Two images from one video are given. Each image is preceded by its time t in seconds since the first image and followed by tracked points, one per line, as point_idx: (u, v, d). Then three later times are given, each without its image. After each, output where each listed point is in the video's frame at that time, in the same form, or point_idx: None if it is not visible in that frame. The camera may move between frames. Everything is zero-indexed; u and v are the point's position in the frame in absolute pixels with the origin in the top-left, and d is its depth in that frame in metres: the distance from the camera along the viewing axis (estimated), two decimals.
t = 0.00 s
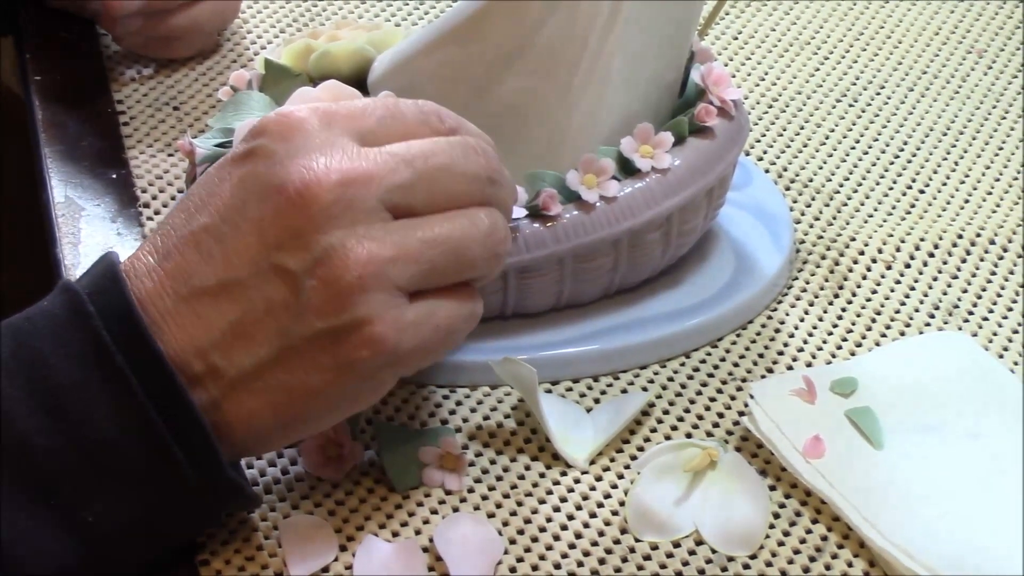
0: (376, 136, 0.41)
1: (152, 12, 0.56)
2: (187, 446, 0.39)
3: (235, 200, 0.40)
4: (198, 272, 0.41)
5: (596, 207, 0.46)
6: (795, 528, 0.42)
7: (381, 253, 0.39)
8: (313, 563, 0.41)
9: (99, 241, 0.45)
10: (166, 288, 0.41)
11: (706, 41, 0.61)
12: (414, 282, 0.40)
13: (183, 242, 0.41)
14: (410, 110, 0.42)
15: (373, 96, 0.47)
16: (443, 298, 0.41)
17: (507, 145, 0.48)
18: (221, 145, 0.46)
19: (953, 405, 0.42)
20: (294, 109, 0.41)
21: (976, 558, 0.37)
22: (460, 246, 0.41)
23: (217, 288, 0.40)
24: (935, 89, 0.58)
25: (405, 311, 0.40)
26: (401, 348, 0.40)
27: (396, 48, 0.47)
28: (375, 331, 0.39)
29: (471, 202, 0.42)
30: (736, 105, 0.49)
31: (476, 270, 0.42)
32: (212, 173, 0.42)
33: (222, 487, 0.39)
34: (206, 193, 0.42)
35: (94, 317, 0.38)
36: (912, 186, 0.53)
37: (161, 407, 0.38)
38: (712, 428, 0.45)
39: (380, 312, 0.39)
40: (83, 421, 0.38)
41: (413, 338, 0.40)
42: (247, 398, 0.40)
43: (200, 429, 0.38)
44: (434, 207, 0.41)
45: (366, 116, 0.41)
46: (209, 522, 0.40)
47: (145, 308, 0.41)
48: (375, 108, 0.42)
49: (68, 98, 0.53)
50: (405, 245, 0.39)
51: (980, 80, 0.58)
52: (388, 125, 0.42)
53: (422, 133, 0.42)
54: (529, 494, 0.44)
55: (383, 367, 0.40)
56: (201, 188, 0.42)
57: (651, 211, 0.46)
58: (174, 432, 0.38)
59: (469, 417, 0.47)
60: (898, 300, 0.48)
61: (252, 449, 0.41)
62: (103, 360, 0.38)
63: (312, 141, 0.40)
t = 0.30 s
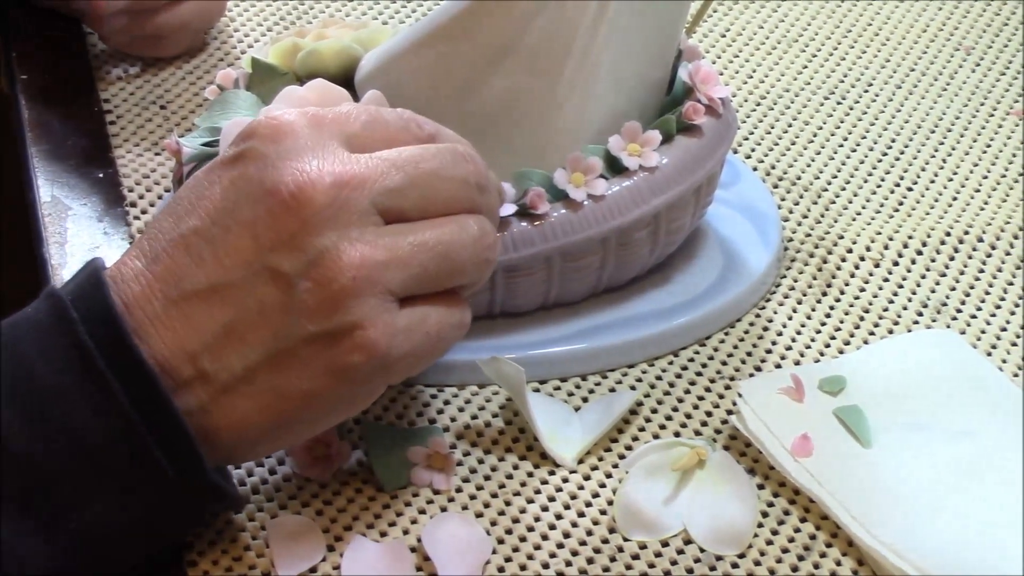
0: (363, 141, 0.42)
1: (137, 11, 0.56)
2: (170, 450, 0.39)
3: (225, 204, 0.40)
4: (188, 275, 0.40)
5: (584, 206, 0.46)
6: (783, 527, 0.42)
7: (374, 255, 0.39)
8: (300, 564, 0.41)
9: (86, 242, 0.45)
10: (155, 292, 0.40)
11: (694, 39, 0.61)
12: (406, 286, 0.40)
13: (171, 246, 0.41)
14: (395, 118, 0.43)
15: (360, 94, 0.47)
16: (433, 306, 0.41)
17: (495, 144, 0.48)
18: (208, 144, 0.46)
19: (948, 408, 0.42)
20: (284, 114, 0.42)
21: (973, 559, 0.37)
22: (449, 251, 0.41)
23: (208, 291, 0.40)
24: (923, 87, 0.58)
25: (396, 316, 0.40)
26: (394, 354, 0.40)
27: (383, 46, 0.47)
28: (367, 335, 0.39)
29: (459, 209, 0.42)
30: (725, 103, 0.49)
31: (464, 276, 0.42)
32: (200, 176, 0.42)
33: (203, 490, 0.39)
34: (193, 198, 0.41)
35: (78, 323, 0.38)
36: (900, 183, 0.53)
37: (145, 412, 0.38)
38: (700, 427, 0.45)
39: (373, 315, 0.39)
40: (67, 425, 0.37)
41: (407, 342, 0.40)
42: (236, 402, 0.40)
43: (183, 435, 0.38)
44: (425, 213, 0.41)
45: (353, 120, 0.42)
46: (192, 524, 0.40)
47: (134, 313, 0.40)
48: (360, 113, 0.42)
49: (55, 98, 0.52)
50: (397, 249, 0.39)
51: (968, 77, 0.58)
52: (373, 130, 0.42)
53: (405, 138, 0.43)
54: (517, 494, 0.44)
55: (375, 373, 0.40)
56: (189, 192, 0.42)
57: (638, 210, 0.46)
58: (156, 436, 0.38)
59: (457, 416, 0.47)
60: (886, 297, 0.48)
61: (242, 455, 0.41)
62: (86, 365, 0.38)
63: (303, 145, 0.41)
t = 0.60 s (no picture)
0: (341, 139, 0.42)
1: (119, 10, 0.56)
2: (149, 452, 0.38)
3: (203, 206, 0.40)
4: (167, 278, 0.40)
5: (565, 206, 0.46)
6: (765, 527, 0.42)
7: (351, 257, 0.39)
8: (282, 566, 0.41)
9: (66, 243, 0.45)
10: (133, 294, 0.40)
11: (675, 38, 0.61)
12: (385, 284, 0.40)
13: (149, 248, 0.41)
14: (374, 113, 0.43)
15: (341, 95, 0.47)
16: (413, 304, 0.41)
17: (477, 144, 0.48)
18: (188, 146, 0.46)
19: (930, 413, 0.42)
20: (261, 117, 0.42)
21: (962, 559, 0.38)
22: (429, 248, 0.40)
23: (187, 293, 0.40)
24: (904, 86, 0.58)
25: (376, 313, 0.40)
26: (374, 352, 0.39)
27: (364, 47, 0.47)
28: (346, 334, 0.39)
29: (438, 205, 0.42)
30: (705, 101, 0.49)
31: (445, 271, 0.41)
32: (179, 179, 0.42)
33: (178, 493, 0.39)
34: (171, 200, 0.41)
35: (56, 325, 0.38)
36: (881, 182, 0.53)
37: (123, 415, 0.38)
38: (682, 427, 0.45)
39: (351, 314, 0.39)
40: (44, 429, 0.37)
41: (387, 340, 0.40)
42: (215, 403, 0.40)
43: (160, 437, 0.38)
44: (406, 210, 0.41)
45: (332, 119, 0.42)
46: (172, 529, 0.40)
47: (113, 316, 0.40)
48: (339, 112, 0.42)
49: (35, 99, 0.52)
50: (375, 247, 0.39)
51: (948, 77, 0.59)
52: (353, 128, 0.42)
53: (384, 133, 0.42)
54: (499, 494, 0.44)
55: (354, 372, 0.39)
56: (167, 194, 0.42)
57: (621, 210, 0.46)
58: (133, 438, 0.38)
59: (439, 417, 0.47)
60: (868, 297, 0.48)
61: (224, 458, 0.41)
62: (63, 368, 0.37)
63: (280, 147, 0.40)
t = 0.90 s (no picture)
0: (332, 145, 0.42)
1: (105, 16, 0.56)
2: (138, 455, 0.38)
3: (194, 208, 0.40)
4: (156, 281, 0.40)
5: (551, 210, 0.46)
6: (752, 529, 0.42)
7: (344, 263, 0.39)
8: (270, 569, 0.41)
9: (53, 249, 0.45)
10: (124, 299, 0.41)
11: (661, 42, 0.61)
12: (375, 289, 0.40)
13: (139, 252, 0.41)
14: (365, 121, 0.43)
15: (327, 99, 0.47)
16: (402, 310, 0.41)
17: (463, 148, 0.48)
18: (174, 151, 0.46)
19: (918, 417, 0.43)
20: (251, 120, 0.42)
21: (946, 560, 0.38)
22: (418, 255, 0.40)
23: (176, 296, 0.40)
24: (889, 90, 0.59)
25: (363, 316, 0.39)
26: (363, 357, 0.39)
27: (350, 51, 0.47)
28: (338, 338, 0.39)
29: (428, 213, 0.42)
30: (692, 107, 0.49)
31: (435, 279, 0.42)
32: (169, 183, 0.42)
33: (166, 497, 0.39)
34: (161, 205, 0.42)
35: (45, 329, 0.38)
36: (866, 186, 0.53)
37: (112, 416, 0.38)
38: (668, 430, 0.45)
39: (343, 316, 0.39)
40: (29, 432, 0.37)
41: (376, 342, 0.40)
42: (204, 407, 0.40)
43: (149, 441, 0.38)
44: (395, 216, 0.41)
45: (325, 125, 0.42)
46: (160, 534, 0.40)
47: (103, 319, 0.40)
48: (331, 117, 0.42)
49: (21, 105, 0.52)
50: (364, 252, 0.39)
51: (932, 81, 0.59)
52: (343, 137, 0.42)
53: (375, 141, 0.42)
54: (486, 498, 0.44)
55: (345, 374, 0.39)
56: (156, 197, 0.42)
57: (606, 213, 0.46)
58: (121, 441, 0.38)
59: (426, 421, 0.47)
60: (853, 300, 0.49)
61: (212, 461, 0.41)
62: (51, 371, 0.37)
63: (270, 151, 0.40)
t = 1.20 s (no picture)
0: (330, 152, 0.42)
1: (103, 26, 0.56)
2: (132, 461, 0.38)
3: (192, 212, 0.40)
4: (152, 284, 0.40)
5: (549, 219, 0.46)
6: (749, 538, 0.42)
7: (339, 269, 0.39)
8: None
9: (52, 259, 0.45)
10: (119, 300, 0.40)
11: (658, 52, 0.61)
12: (370, 296, 0.40)
13: (135, 253, 0.41)
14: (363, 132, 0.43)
15: (326, 109, 0.47)
16: (397, 318, 0.41)
17: (461, 158, 0.48)
18: (173, 160, 0.46)
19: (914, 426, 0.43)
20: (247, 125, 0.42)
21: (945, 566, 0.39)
22: (414, 264, 0.41)
23: (171, 299, 0.40)
24: (886, 100, 0.59)
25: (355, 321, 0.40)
26: (358, 363, 0.40)
27: (348, 62, 0.47)
28: (334, 343, 0.39)
29: (424, 222, 0.42)
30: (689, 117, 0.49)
31: (430, 290, 0.42)
32: (165, 185, 0.42)
33: (161, 502, 0.39)
34: (157, 207, 0.42)
35: (39, 330, 0.38)
36: (864, 196, 0.54)
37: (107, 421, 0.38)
38: (667, 439, 0.46)
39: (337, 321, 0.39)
40: (28, 433, 0.37)
41: (371, 349, 0.40)
42: (198, 410, 0.40)
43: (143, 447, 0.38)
44: (392, 224, 0.41)
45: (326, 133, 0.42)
46: (158, 536, 0.40)
47: (99, 321, 0.40)
48: (330, 127, 0.42)
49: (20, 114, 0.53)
50: (360, 259, 0.39)
51: (930, 91, 0.59)
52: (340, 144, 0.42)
53: (373, 154, 0.43)
54: (484, 507, 0.44)
55: (340, 380, 0.40)
56: (153, 200, 0.42)
57: (604, 223, 0.46)
58: (115, 446, 0.38)
59: (424, 430, 0.47)
60: (851, 310, 0.49)
61: (205, 466, 0.41)
62: (45, 372, 0.37)
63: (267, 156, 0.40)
